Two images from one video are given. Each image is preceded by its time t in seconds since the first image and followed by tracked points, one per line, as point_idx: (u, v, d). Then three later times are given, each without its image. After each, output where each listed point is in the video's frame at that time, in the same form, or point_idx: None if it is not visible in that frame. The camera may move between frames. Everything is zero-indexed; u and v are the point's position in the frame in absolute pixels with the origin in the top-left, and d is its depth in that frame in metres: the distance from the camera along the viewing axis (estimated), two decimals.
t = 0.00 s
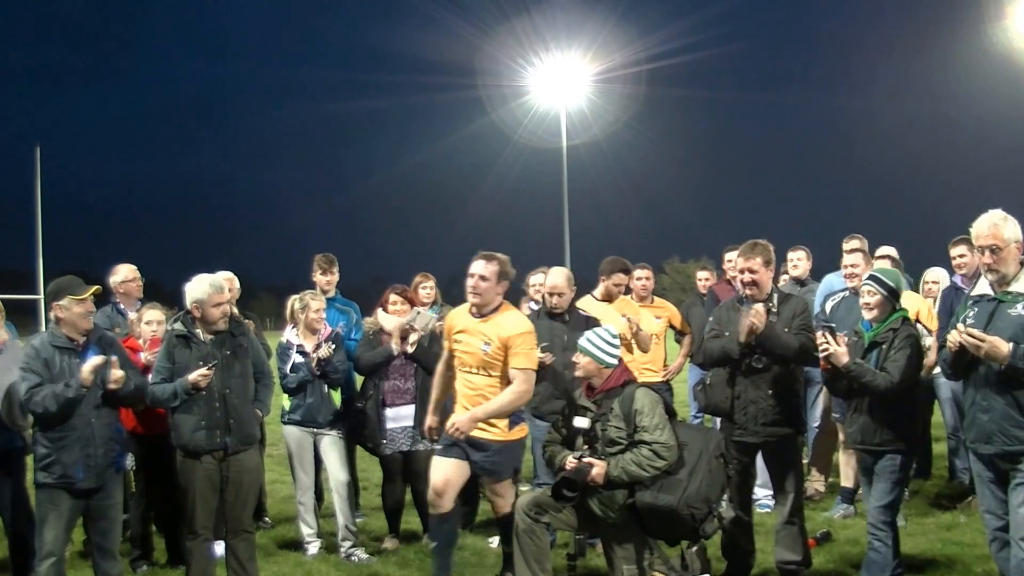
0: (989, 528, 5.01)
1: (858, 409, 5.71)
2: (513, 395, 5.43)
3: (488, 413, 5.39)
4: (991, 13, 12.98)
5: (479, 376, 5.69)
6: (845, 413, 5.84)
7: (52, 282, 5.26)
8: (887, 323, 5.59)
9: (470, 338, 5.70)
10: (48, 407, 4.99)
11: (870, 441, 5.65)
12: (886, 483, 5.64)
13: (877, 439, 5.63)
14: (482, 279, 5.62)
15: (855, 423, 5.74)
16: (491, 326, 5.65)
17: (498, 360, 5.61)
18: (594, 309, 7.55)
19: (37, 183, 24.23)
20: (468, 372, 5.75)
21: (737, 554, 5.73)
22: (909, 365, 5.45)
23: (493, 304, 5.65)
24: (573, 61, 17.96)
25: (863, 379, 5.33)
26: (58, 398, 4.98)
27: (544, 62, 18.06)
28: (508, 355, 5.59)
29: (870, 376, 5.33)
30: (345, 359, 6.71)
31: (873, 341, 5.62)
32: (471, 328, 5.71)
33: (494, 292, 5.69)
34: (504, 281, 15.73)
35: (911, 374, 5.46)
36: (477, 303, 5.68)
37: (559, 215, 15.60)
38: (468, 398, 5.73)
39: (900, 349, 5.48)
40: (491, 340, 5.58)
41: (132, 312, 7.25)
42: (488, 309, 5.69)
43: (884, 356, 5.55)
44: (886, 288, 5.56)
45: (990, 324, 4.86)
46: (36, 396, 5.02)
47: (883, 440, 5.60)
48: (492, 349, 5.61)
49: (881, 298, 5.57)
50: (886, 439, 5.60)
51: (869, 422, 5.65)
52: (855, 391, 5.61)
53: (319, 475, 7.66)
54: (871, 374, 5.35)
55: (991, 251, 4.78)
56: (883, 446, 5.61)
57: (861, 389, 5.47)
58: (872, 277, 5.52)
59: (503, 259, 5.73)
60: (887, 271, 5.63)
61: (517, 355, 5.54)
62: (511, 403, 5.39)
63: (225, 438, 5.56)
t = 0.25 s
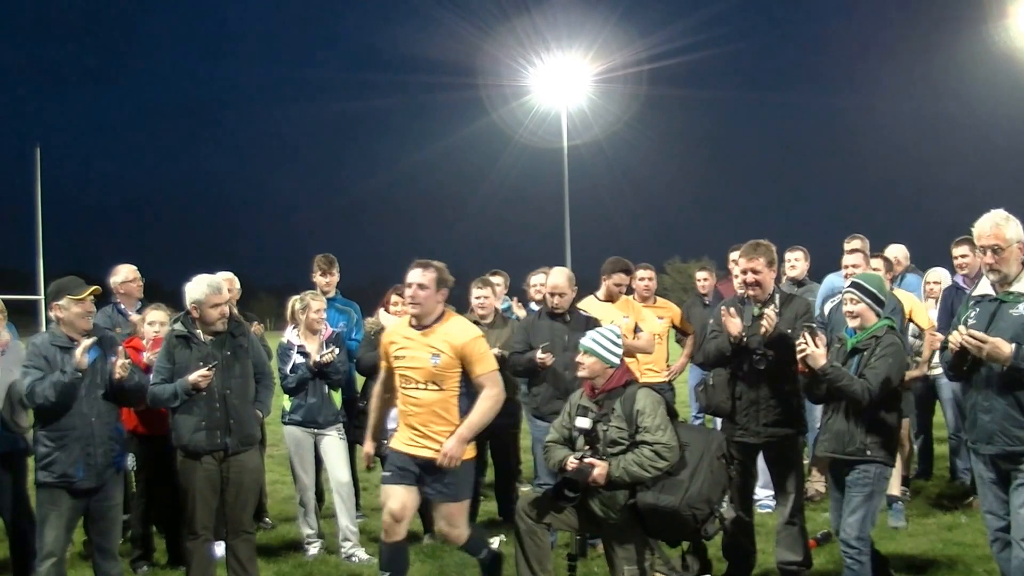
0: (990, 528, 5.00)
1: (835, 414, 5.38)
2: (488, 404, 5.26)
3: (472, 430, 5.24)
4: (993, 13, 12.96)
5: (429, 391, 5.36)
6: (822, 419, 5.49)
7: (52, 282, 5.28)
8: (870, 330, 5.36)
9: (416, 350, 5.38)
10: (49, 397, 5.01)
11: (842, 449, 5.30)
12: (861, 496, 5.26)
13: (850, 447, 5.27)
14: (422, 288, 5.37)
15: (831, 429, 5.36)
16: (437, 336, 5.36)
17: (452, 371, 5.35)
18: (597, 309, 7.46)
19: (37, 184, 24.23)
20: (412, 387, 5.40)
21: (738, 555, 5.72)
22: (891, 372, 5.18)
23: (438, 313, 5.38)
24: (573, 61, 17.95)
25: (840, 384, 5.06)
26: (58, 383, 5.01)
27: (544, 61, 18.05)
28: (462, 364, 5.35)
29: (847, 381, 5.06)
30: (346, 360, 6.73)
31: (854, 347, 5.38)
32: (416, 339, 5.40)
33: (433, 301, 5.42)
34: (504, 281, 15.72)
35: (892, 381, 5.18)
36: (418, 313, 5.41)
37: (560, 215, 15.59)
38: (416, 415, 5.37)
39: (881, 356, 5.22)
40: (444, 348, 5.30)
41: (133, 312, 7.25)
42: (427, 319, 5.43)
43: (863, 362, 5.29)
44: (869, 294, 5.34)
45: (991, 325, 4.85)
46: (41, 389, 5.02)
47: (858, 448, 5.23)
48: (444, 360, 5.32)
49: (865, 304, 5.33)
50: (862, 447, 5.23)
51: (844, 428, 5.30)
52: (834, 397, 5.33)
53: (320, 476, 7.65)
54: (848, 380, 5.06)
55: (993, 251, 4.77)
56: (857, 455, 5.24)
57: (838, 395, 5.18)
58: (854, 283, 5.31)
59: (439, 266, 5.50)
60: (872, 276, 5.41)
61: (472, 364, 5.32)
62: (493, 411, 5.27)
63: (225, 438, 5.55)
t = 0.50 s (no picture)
0: (991, 528, 4.99)
1: (819, 413, 5.21)
2: (450, 406, 4.94)
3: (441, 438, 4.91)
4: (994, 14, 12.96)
5: (381, 390, 4.94)
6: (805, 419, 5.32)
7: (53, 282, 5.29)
8: (853, 327, 5.22)
9: (367, 347, 4.96)
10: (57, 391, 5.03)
11: (828, 448, 5.13)
12: (857, 496, 5.09)
13: (836, 446, 5.10)
14: (368, 282, 4.88)
15: (816, 428, 5.20)
16: (390, 331, 4.95)
17: (406, 368, 4.93)
18: (604, 309, 7.63)
19: (37, 185, 24.23)
20: (363, 387, 4.97)
21: (738, 555, 5.72)
22: (875, 368, 5.05)
23: (390, 306, 4.95)
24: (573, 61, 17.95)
25: (824, 381, 4.90)
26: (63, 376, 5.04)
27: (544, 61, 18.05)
28: (417, 360, 4.96)
29: (832, 378, 4.90)
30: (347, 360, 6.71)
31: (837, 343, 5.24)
32: (366, 334, 4.98)
33: (382, 293, 4.96)
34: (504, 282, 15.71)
35: (876, 378, 5.05)
36: (368, 308, 4.93)
37: (560, 215, 15.58)
38: (368, 416, 4.95)
39: (865, 352, 5.10)
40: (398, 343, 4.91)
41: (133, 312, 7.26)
42: (377, 313, 4.98)
43: (847, 359, 5.16)
44: (851, 289, 5.21)
45: (991, 325, 4.85)
46: (46, 385, 5.03)
47: (844, 446, 5.07)
48: (399, 357, 4.92)
49: (847, 299, 5.21)
50: (848, 445, 5.07)
51: (829, 426, 5.13)
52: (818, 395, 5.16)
53: (320, 476, 7.65)
54: (833, 377, 4.90)
55: (994, 251, 4.77)
56: (844, 453, 5.08)
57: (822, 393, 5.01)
58: (835, 279, 5.19)
59: (383, 253, 5.01)
60: (852, 271, 5.29)
61: (428, 360, 4.95)
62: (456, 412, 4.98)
63: (225, 439, 5.55)
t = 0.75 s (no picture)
0: (991, 528, 4.99)
1: (808, 414, 5.15)
2: (408, 432, 4.48)
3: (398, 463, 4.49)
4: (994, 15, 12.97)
5: (339, 409, 4.58)
6: (795, 420, 5.25)
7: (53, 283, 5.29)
8: (843, 327, 5.17)
9: (324, 362, 4.59)
10: (60, 390, 5.03)
11: (817, 450, 5.06)
12: (849, 499, 5.05)
13: (826, 447, 5.03)
14: (332, 290, 4.56)
15: (805, 429, 5.13)
16: (350, 346, 4.57)
17: (366, 387, 4.57)
18: (610, 310, 7.61)
19: (37, 185, 24.23)
20: (319, 404, 4.61)
21: (738, 555, 5.72)
22: (866, 369, 5.00)
23: (352, 318, 4.59)
24: (574, 61, 17.95)
25: (815, 382, 4.89)
26: (70, 378, 5.05)
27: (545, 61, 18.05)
28: (376, 380, 4.58)
29: (822, 378, 4.89)
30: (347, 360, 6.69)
31: (827, 344, 5.18)
32: (325, 348, 4.61)
33: (345, 303, 4.62)
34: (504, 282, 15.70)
35: (867, 378, 5.00)
36: (329, 317, 4.58)
37: (560, 215, 15.57)
38: (325, 436, 4.60)
39: (856, 353, 5.04)
40: (357, 360, 4.55)
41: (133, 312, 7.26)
42: (338, 325, 4.64)
43: (838, 359, 5.11)
44: (840, 291, 5.15)
45: (993, 326, 4.85)
46: (49, 382, 5.05)
47: (834, 448, 5.00)
48: (358, 375, 4.55)
49: (837, 301, 5.15)
50: (838, 447, 5.00)
51: (819, 428, 5.06)
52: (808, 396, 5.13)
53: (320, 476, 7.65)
54: (823, 377, 4.89)
55: (995, 252, 4.76)
56: (834, 456, 5.01)
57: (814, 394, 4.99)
58: (824, 281, 5.13)
59: (349, 261, 4.72)
60: (842, 272, 5.22)
61: (389, 381, 4.55)
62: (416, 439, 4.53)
63: (225, 439, 5.55)
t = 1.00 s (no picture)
0: (991, 529, 4.98)
1: (799, 414, 5.13)
2: (348, 430, 4.14)
3: (321, 460, 4.09)
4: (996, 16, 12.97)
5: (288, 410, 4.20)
6: (785, 419, 5.24)
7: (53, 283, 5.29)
8: (833, 327, 5.16)
9: (270, 358, 4.21)
10: (61, 390, 5.03)
11: (808, 450, 5.05)
12: (842, 499, 5.04)
13: (817, 447, 5.02)
14: (274, 281, 4.16)
15: (796, 429, 5.12)
16: (297, 341, 4.17)
17: (315, 385, 4.19)
18: (618, 311, 7.65)
19: (37, 185, 24.21)
20: (267, 405, 4.24)
21: (738, 555, 5.72)
22: (857, 367, 5.01)
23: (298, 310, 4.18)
24: (574, 61, 17.96)
25: (807, 382, 4.87)
26: (70, 379, 5.03)
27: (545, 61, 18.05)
28: (325, 377, 4.19)
29: (815, 378, 4.87)
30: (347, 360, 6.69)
31: (817, 343, 5.18)
32: (269, 344, 4.21)
33: (289, 293, 4.21)
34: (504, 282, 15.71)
35: (857, 377, 5.00)
36: (273, 311, 4.18)
37: (560, 215, 15.57)
38: (274, 441, 4.24)
39: (847, 352, 5.05)
40: (304, 356, 4.16)
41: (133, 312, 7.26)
42: (284, 318, 4.23)
43: (829, 358, 5.11)
44: (831, 290, 5.13)
45: (993, 327, 4.85)
46: (48, 382, 5.04)
47: (826, 448, 4.99)
48: (307, 372, 4.17)
49: (828, 301, 5.12)
50: (829, 447, 4.99)
51: (810, 427, 5.05)
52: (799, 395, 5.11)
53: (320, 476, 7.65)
54: (816, 377, 4.87)
55: (996, 253, 4.76)
56: (826, 455, 5.00)
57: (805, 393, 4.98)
58: (815, 280, 5.10)
59: (290, 246, 4.28)
60: (831, 272, 5.22)
61: (338, 378, 4.17)
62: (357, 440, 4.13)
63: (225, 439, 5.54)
